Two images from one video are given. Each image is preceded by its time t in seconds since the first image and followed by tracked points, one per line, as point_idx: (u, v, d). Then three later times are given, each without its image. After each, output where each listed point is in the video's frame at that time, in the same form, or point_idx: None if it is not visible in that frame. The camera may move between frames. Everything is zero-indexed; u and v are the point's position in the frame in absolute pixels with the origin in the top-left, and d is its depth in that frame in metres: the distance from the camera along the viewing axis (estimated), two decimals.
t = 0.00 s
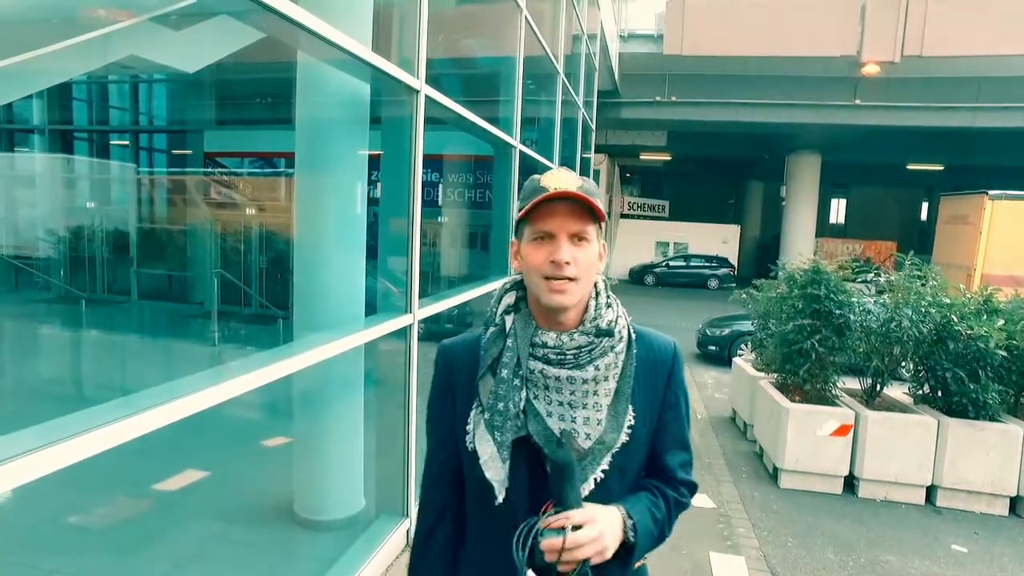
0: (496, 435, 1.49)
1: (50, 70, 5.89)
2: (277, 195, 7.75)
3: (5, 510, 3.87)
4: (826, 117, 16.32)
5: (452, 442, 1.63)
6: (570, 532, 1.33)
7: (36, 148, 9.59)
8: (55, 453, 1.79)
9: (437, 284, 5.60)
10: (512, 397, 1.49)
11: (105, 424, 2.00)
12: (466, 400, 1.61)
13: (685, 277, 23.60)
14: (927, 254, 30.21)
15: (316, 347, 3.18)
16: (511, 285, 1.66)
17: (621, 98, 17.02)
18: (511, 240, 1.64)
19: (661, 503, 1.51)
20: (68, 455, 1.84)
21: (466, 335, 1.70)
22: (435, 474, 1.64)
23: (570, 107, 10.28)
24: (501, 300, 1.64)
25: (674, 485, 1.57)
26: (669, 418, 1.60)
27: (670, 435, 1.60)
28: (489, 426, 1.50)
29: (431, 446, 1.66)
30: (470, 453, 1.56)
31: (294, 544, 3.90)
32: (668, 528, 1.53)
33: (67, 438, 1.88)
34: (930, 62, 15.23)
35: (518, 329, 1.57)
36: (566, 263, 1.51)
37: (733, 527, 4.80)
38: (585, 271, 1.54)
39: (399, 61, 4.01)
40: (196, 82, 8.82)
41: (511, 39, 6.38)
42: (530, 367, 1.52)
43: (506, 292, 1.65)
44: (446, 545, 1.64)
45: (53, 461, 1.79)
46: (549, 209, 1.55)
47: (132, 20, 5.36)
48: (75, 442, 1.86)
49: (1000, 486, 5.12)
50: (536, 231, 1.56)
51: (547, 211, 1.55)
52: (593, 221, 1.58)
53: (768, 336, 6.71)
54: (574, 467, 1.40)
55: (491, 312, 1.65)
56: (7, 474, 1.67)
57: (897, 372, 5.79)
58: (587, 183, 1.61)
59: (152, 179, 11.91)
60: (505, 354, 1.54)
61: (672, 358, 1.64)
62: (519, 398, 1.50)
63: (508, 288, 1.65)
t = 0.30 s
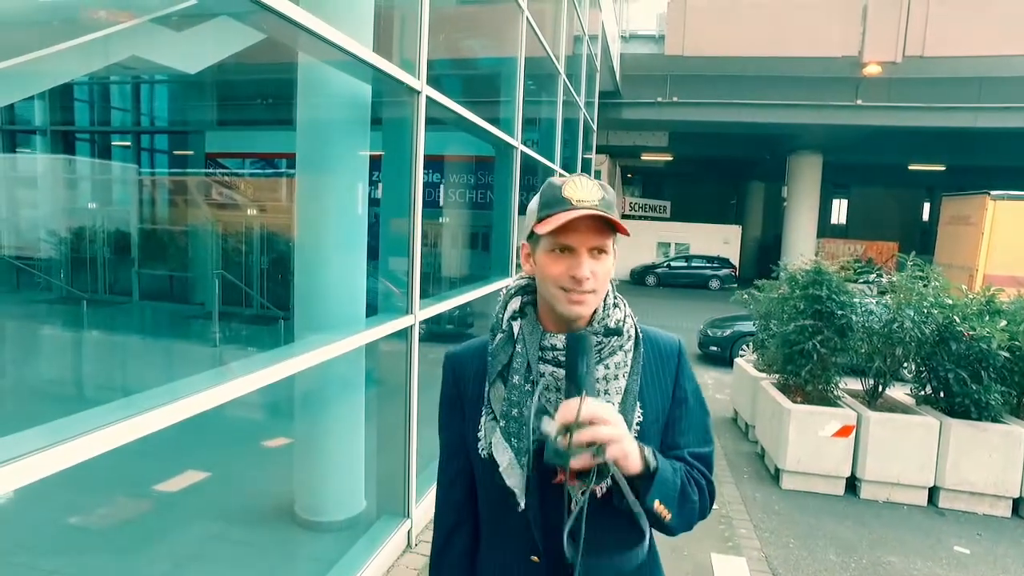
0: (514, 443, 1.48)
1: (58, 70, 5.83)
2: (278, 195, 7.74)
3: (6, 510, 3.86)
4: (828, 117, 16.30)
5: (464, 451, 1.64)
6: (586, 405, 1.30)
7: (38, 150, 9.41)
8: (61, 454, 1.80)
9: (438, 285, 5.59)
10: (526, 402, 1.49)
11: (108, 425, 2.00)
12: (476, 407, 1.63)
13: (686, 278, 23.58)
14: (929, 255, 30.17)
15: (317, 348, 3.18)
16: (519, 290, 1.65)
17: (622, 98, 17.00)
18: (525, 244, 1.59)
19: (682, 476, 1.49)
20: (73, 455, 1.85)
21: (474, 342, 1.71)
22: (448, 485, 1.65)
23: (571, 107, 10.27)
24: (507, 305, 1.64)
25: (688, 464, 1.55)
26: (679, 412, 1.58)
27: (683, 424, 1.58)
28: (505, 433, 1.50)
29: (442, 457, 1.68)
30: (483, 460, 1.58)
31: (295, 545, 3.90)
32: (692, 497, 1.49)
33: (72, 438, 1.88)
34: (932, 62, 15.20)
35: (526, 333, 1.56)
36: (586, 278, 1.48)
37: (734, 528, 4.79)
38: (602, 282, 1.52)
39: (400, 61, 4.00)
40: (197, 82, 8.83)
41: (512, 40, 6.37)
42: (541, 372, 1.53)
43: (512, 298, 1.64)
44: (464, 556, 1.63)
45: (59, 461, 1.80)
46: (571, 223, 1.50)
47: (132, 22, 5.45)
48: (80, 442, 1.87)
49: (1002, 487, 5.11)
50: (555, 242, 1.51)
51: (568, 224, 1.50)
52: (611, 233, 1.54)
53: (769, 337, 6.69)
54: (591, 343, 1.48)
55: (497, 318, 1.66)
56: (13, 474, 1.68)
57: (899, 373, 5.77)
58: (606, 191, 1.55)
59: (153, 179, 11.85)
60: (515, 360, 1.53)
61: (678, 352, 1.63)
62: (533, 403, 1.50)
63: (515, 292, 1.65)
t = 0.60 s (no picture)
0: (507, 440, 1.47)
1: (60, 70, 5.81)
2: (278, 195, 7.74)
3: (5, 511, 3.85)
4: (829, 117, 16.28)
5: (464, 449, 1.65)
6: (585, 400, 1.27)
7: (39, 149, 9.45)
8: (58, 455, 1.79)
9: (439, 285, 5.59)
10: (523, 400, 1.48)
11: (105, 425, 1.99)
12: (476, 406, 1.63)
13: (687, 278, 23.58)
14: (929, 255, 30.15)
15: (316, 348, 3.17)
16: (522, 290, 1.65)
17: (623, 98, 16.99)
18: (527, 241, 1.60)
19: (682, 482, 1.46)
20: (71, 455, 1.84)
21: (478, 343, 1.73)
22: (450, 483, 1.66)
23: (572, 107, 10.26)
24: (510, 304, 1.64)
25: (690, 471, 1.52)
26: (684, 417, 1.57)
27: (688, 429, 1.57)
28: (500, 430, 1.49)
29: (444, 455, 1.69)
30: (480, 458, 1.58)
31: (295, 545, 3.89)
32: (691, 504, 1.46)
33: (70, 438, 1.87)
34: (933, 62, 15.17)
35: (527, 332, 1.56)
36: (584, 273, 1.47)
37: (735, 528, 4.78)
38: (602, 278, 1.51)
39: (399, 62, 3.99)
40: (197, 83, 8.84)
41: (512, 40, 6.37)
42: (540, 370, 1.52)
43: (515, 297, 1.64)
44: (463, 555, 1.63)
45: (57, 461, 1.79)
46: (568, 218, 1.50)
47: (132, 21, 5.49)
48: (78, 442, 1.86)
49: (1003, 488, 5.10)
50: (554, 238, 1.51)
51: (565, 220, 1.50)
52: (610, 229, 1.53)
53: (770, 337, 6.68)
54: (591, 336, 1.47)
55: (500, 317, 1.66)
56: (11, 474, 1.67)
57: (899, 373, 5.76)
58: (606, 187, 1.55)
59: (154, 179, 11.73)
60: (515, 357, 1.54)
61: (685, 356, 1.62)
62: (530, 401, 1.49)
63: (519, 292, 1.65)
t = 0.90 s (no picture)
0: (507, 435, 1.46)
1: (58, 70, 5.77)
2: (278, 195, 7.73)
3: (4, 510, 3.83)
4: (829, 117, 16.27)
5: (463, 444, 1.65)
6: (582, 389, 1.27)
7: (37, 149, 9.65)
8: (52, 454, 1.77)
9: (438, 285, 5.59)
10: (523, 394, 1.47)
11: (100, 424, 1.97)
12: (477, 400, 1.62)
13: (687, 278, 23.56)
14: (929, 255, 30.14)
15: (314, 347, 3.16)
16: (527, 285, 1.64)
17: (622, 98, 16.98)
18: (530, 236, 1.60)
19: (681, 481, 1.45)
20: (65, 454, 1.82)
21: (480, 338, 1.72)
22: (448, 478, 1.65)
23: (571, 108, 10.26)
24: (514, 299, 1.63)
25: (690, 470, 1.51)
26: (686, 417, 1.57)
27: (690, 431, 1.56)
28: (501, 426, 1.48)
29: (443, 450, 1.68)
30: (481, 454, 1.57)
31: (294, 545, 3.89)
32: (691, 503, 1.45)
33: (64, 437, 1.85)
34: (933, 62, 15.15)
35: (530, 326, 1.56)
36: (586, 266, 1.46)
37: (735, 528, 4.77)
38: (606, 271, 1.50)
39: (399, 60, 3.98)
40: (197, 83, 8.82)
41: (511, 40, 6.36)
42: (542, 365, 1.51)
43: (519, 292, 1.63)
44: (460, 551, 1.62)
45: (49, 460, 1.77)
46: (570, 211, 1.50)
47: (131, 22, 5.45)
48: (73, 440, 1.85)
49: (1004, 487, 5.09)
50: (556, 231, 1.51)
51: (568, 212, 1.50)
52: (614, 223, 1.53)
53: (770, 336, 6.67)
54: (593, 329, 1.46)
55: (503, 312, 1.65)
56: (4, 473, 1.66)
57: (899, 372, 5.75)
58: (609, 180, 1.54)
59: (153, 180, 11.66)
60: (517, 352, 1.53)
61: (689, 356, 1.62)
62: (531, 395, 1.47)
63: (522, 288, 1.64)
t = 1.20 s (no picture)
0: (503, 424, 1.46)
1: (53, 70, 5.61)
2: (276, 195, 7.72)
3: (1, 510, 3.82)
4: (828, 117, 16.27)
5: (458, 434, 1.64)
6: (580, 385, 1.28)
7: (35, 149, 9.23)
8: (44, 451, 1.76)
9: (437, 284, 5.58)
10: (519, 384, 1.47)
11: (97, 419, 1.97)
12: (473, 390, 1.63)
13: (685, 278, 23.57)
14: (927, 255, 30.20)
15: (310, 345, 3.13)
16: (526, 275, 1.64)
17: (621, 98, 16.97)
18: (529, 226, 1.60)
19: (674, 476, 1.45)
20: (58, 450, 1.81)
21: (478, 328, 1.72)
22: (443, 468, 1.65)
23: (570, 107, 10.27)
24: (512, 289, 1.63)
25: (684, 465, 1.51)
26: (682, 411, 1.56)
27: (685, 426, 1.55)
28: (496, 414, 1.48)
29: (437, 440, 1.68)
30: (476, 443, 1.58)
31: (293, 543, 3.88)
32: (683, 498, 1.45)
33: (58, 433, 1.85)
34: (931, 61, 15.15)
35: (528, 315, 1.56)
36: (585, 258, 1.46)
37: (735, 526, 4.77)
38: (604, 263, 1.49)
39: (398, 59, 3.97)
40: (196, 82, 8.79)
41: (510, 39, 6.37)
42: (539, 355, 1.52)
43: (518, 282, 1.63)
44: (454, 539, 1.63)
45: (45, 454, 1.77)
46: (570, 202, 1.50)
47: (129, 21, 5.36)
48: (68, 436, 1.84)
49: (1003, 485, 5.09)
50: (555, 222, 1.51)
51: (569, 204, 1.50)
52: (614, 216, 1.52)
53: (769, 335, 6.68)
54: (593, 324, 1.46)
55: (501, 302, 1.65)
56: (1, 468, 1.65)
57: (899, 371, 5.76)
58: (609, 171, 1.54)
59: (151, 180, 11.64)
60: (514, 341, 1.53)
61: (686, 350, 1.61)
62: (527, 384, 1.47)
63: (521, 278, 1.64)
